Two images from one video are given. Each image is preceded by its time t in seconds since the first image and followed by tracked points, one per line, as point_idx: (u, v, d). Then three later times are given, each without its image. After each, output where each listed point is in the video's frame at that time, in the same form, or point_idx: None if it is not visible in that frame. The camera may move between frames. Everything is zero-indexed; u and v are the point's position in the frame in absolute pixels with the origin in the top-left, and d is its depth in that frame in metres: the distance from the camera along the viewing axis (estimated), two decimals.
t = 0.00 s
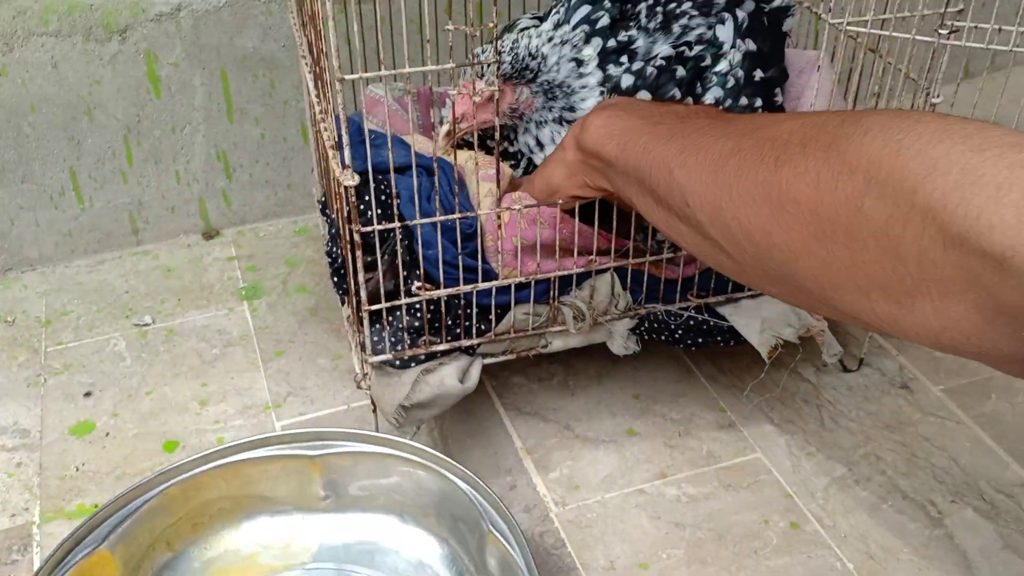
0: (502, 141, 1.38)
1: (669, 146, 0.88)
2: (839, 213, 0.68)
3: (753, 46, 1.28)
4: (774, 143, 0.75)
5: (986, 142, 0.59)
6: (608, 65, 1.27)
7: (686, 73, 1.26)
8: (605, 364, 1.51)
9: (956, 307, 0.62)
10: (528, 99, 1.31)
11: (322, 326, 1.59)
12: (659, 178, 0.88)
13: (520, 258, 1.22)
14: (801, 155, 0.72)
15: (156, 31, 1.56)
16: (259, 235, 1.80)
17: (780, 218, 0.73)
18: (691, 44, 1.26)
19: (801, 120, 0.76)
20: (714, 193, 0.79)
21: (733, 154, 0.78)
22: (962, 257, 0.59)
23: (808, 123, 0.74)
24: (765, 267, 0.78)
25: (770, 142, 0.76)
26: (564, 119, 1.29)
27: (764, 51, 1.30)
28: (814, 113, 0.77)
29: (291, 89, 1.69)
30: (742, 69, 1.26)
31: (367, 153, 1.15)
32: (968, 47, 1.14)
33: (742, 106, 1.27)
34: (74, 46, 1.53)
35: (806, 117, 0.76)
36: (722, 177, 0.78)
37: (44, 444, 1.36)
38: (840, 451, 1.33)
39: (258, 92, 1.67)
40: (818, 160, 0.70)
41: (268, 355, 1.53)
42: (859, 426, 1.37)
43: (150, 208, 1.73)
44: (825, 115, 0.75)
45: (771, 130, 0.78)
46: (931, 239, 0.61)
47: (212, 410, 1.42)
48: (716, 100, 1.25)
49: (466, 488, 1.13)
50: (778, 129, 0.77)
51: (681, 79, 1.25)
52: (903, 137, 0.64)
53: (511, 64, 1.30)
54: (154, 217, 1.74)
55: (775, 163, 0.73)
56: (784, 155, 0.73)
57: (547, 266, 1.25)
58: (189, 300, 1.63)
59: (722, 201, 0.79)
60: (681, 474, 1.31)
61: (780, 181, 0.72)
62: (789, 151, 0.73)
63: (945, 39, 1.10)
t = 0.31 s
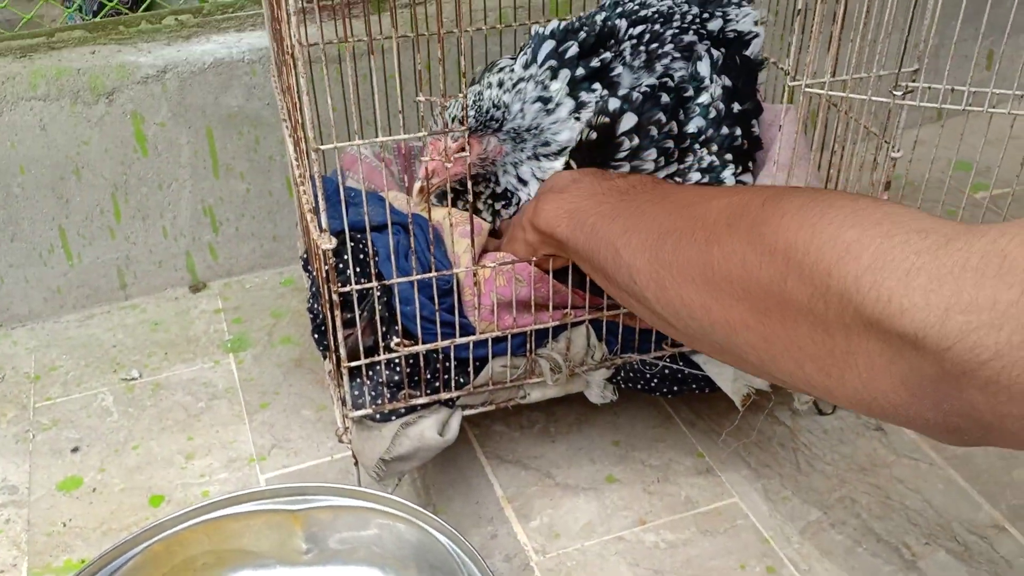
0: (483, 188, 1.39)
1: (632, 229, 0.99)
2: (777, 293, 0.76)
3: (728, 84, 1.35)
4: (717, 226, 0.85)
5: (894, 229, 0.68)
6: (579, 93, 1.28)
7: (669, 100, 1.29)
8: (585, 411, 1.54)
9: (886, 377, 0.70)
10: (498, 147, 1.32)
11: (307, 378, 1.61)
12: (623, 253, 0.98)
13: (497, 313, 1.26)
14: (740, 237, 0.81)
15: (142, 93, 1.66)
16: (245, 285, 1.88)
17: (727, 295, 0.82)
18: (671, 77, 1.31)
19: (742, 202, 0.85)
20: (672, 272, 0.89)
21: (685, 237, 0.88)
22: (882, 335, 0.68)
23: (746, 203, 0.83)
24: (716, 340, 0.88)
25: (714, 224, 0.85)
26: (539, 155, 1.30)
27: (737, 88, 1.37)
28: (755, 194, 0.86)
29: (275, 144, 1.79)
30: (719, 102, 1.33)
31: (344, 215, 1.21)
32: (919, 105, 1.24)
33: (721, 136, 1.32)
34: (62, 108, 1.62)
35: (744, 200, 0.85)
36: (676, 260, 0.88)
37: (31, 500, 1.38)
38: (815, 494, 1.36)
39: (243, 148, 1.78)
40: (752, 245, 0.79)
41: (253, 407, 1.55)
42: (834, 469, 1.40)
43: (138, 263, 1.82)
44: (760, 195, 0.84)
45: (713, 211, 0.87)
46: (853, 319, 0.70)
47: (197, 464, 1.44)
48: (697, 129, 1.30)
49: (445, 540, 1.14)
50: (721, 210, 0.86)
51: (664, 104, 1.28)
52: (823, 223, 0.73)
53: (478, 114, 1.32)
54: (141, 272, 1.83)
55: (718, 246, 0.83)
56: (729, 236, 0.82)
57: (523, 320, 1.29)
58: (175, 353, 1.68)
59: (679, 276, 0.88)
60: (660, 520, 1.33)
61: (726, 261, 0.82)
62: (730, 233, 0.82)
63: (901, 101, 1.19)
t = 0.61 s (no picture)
0: (498, 224, 1.39)
1: (666, 248, 0.97)
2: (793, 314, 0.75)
3: (715, 98, 1.40)
4: (748, 249, 0.83)
5: (914, 260, 0.66)
6: (580, 120, 1.31)
7: (670, 118, 1.34)
8: (585, 435, 1.55)
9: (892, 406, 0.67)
10: (506, 179, 1.33)
11: (308, 405, 1.63)
12: (655, 273, 0.98)
13: (495, 340, 1.29)
14: (768, 261, 0.79)
15: (144, 125, 1.68)
16: (247, 313, 1.90)
17: (746, 317, 0.81)
18: (667, 96, 1.36)
19: (777, 229, 0.83)
20: (696, 292, 0.88)
21: (711, 257, 0.87)
22: (889, 361, 0.66)
23: (784, 230, 0.82)
24: (739, 361, 0.86)
25: (743, 247, 0.84)
26: (547, 183, 1.31)
27: (722, 100, 1.42)
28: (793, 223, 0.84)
29: (275, 174, 1.82)
30: (715, 117, 1.38)
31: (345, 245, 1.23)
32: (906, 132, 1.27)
33: (720, 150, 1.37)
34: (65, 141, 1.65)
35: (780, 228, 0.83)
36: (701, 280, 0.87)
37: (35, 529, 1.38)
38: (814, 515, 1.37)
39: (245, 178, 1.80)
40: (777, 269, 0.78)
41: (255, 434, 1.56)
42: (832, 491, 1.41)
43: (140, 293, 1.84)
44: (798, 224, 0.82)
45: (747, 236, 0.86)
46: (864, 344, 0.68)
47: (200, 492, 1.45)
48: (699, 144, 1.35)
49: (446, 565, 1.15)
50: (756, 235, 0.85)
51: (666, 122, 1.33)
52: (849, 253, 0.71)
53: (485, 151, 1.29)
54: (143, 301, 1.85)
55: (744, 268, 0.81)
56: (756, 260, 0.81)
57: (520, 346, 1.32)
58: (177, 381, 1.69)
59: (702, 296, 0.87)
60: (660, 543, 1.34)
61: (749, 283, 0.80)
62: (760, 257, 0.81)
63: (888, 128, 1.22)
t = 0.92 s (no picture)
0: (500, 231, 1.40)
1: (670, 255, 0.98)
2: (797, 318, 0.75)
3: (723, 104, 1.41)
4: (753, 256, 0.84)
5: (922, 266, 0.67)
6: (585, 122, 1.33)
7: (678, 120, 1.36)
8: (587, 443, 1.56)
9: (896, 411, 0.67)
10: (512, 191, 1.35)
11: (311, 414, 1.64)
12: (658, 279, 0.98)
13: (499, 349, 1.30)
14: (774, 267, 0.80)
15: (148, 138, 1.70)
16: (249, 323, 1.91)
17: (747, 322, 0.81)
18: (676, 100, 1.38)
19: (784, 237, 0.84)
20: (700, 296, 0.88)
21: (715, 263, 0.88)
22: (893, 367, 0.66)
23: (790, 239, 0.82)
24: (739, 367, 0.86)
25: (748, 255, 0.85)
26: (553, 189, 1.33)
27: (731, 107, 1.43)
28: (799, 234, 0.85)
29: (278, 186, 1.83)
30: (724, 124, 1.39)
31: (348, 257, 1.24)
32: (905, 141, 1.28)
33: (728, 157, 1.39)
34: (69, 154, 1.66)
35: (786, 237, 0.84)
36: (705, 284, 0.88)
37: (40, 540, 1.39)
38: (815, 522, 1.37)
39: (248, 190, 1.82)
40: (782, 275, 0.78)
41: (259, 444, 1.57)
42: (834, 498, 1.42)
43: (143, 304, 1.85)
44: (805, 233, 0.83)
45: (752, 244, 0.87)
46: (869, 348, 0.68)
47: (204, 501, 1.45)
48: (707, 149, 1.37)
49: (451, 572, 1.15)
50: (762, 243, 0.85)
51: (674, 123, 1.35)
52: (855, 259, 0.71)
53: (491, 163, 1.31)
54: (147, 312, 1.86)
55: (749, 274, 0.82)
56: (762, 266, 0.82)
57: (523, 355, 1.32)
58: (181, 392, 1.70)
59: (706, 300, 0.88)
60: (663, 550, 1.35)
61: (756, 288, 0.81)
62: (765, 263, 0.81)
63: (887, 137, 1.24)
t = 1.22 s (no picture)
0: (511, 224, 1.41)
1: (694, 260, 0.97)
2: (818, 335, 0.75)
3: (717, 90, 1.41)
4: (778, 267, 0.83)
5: (945, 289, 0.67)
6: (589, 111, 1.31)
7: (679, 100, 1.34)
8: (589, 442, 1.56)
9: (914, 438, 0.68)
10: (521, 185, 1.35)
11: (314, 413, 1.64)
12: (684, 279, 0.98)
13: (501, 347, 1.30)
14: (798, 279, 0.79)
15: (152, 137, 1.71)
16: (252, 322, 1.91)
17: (770, 334, 0.81)
18: (672, 84, 1.36)
19: (811, 247, 0.83)
20: (724, 305, 0.88)
21: (738, 272, 0.87)
22: (913, 392, 0.66)
23: (817, 250, 0.82)
24: (760, 375, 0.87)
25: (774, 263, 0.85)
26: (563, 182, 1.33)
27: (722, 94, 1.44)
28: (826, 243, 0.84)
29: (281, 185, 1.84)
30: (720, 104, 1.38)
31: (351, 254, 1.23)
32: (907, 141, 1.29)
33: (729, 134, 1.38)
34: (74, 153, 1.67)
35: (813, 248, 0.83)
36: (728, 294, 0.87)
37: (43, 537, 1.39)
38: (818, 521, 1.37)
39: (251, 189, 1.82)
40: (805, 289, 0.78)
41: (261, 442, 1.57)
42: (836, 497, 1.41)
43: (147, 302, 1.85)
44: (831, 245, 0.82)
45: (776, 254, 0.86)
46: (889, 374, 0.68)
47: (207, 499, 1.46)
48: (711, 125, 1.35)
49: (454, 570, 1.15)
50: (787, 253, 0.85)
51: (675, 102, 1.33)
52: (881, 277, 0.71)
53: (498, 160, 1.32)
54: (150, 310, 1.86)
55: (774, 286, 0.82)
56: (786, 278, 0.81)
57: (526, 353, 1.32)
58: (185, 391, 1.70)
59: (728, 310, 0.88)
60: (665, 549, 1.35)
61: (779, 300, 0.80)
62: (789, 275, 0.81)
63: (890, 137, 1.24)
